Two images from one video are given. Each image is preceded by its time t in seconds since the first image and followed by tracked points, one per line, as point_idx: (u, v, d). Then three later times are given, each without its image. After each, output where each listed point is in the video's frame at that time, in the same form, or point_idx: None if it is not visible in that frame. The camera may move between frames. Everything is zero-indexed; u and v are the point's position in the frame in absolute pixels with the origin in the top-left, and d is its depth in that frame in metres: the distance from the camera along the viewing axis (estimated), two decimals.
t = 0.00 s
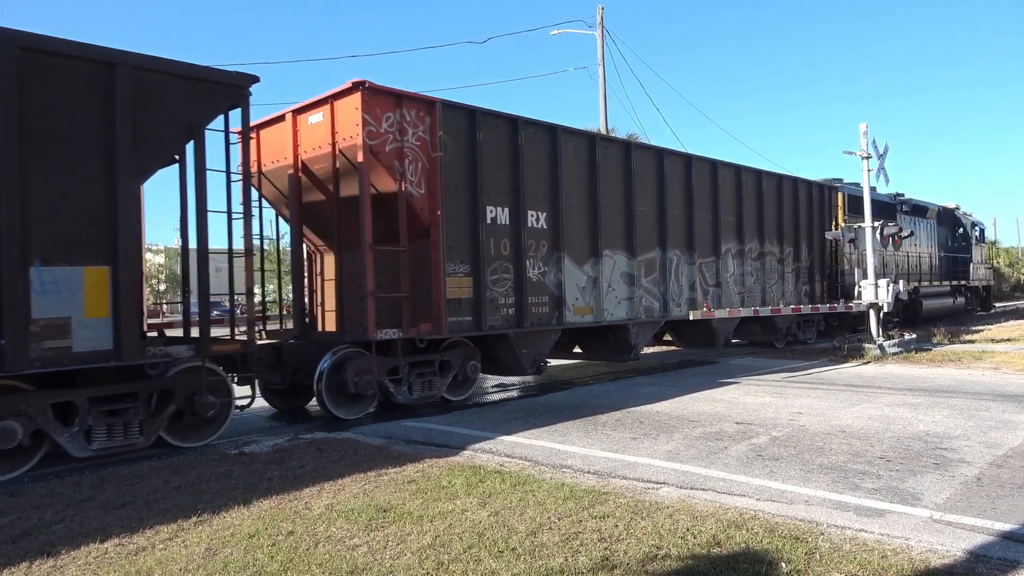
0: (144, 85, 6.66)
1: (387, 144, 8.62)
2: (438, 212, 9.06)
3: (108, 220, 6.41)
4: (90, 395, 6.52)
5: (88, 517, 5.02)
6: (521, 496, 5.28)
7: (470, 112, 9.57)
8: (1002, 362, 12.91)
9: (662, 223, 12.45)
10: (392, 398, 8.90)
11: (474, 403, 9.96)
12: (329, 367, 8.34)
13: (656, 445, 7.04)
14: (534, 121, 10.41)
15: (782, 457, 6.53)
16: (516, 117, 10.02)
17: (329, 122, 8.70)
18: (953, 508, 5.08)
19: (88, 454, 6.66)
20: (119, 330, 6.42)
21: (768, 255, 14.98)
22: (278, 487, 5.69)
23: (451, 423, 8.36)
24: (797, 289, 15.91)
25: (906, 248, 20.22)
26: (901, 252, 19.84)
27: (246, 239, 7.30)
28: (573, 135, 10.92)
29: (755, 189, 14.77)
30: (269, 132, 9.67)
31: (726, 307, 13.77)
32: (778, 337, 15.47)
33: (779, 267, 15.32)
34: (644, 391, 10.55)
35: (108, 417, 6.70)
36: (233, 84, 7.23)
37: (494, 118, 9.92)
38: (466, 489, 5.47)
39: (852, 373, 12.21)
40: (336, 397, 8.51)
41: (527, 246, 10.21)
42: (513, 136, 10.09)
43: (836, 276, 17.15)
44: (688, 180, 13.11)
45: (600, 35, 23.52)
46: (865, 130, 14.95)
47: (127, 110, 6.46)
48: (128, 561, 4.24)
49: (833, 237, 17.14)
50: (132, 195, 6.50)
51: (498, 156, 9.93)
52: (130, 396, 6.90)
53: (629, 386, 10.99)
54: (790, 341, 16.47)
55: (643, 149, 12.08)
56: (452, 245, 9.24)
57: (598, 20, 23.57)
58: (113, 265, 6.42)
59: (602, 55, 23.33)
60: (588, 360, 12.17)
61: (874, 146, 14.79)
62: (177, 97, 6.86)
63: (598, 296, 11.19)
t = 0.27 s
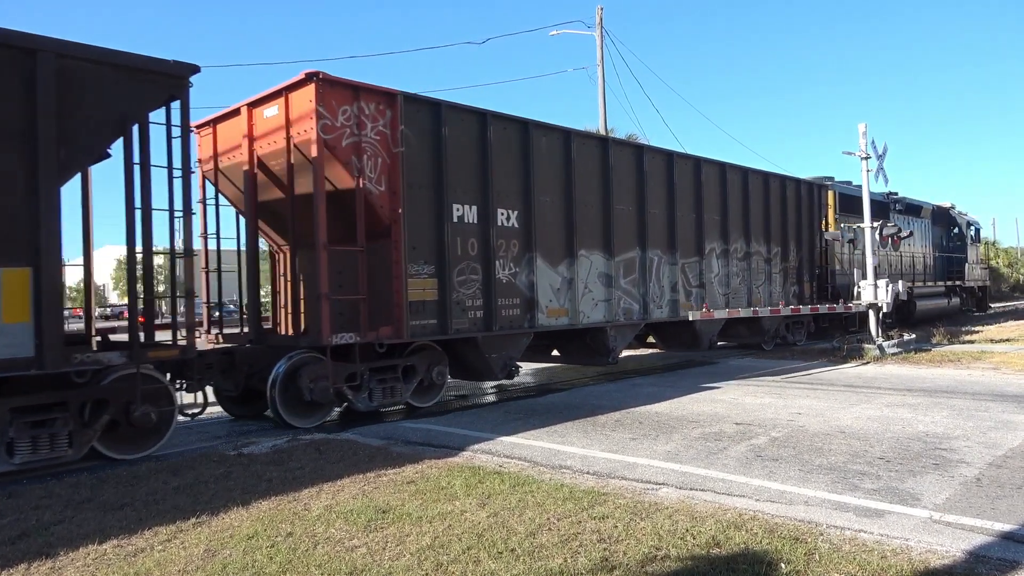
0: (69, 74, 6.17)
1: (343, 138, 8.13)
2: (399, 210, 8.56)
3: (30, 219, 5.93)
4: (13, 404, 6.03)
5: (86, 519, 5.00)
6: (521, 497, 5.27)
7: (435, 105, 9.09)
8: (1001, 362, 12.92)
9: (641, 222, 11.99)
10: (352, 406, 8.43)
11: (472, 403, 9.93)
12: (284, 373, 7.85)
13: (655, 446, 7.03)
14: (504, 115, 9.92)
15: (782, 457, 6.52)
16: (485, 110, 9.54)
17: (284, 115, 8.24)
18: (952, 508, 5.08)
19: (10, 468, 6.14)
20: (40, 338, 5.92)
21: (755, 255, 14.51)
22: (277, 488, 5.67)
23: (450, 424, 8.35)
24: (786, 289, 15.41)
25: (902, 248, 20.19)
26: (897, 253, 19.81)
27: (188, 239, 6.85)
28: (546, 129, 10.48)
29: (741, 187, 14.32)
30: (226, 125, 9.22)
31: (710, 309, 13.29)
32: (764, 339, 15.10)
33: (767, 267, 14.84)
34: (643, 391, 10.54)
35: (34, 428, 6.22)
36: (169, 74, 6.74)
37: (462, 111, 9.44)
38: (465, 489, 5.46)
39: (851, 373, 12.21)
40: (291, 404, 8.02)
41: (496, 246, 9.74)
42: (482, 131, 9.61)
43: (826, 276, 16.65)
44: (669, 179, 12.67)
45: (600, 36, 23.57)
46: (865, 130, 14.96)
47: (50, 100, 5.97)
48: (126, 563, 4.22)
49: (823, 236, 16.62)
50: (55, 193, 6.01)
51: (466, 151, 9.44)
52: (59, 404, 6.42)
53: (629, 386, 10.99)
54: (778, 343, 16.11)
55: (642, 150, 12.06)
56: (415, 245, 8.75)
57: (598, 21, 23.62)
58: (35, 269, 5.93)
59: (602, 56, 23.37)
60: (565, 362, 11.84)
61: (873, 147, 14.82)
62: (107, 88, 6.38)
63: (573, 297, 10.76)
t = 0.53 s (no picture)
0: None
1: (296, 132, 7.71)
2: (357, 207, 8.12)
3: None
4: None
5: (85, 520, 5.00)
6: (521, 497, 5.27)
7: (398, 99, 8.69)
8: (1002, 362, 12.91)
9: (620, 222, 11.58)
10: (308, 413, 8.03)
11: (471, 404, 9.93)
12: (234, 379, 7.45)
13: (655, 446, 7.03)
14: (473, 111, 9.53)
15: (782, 458, 6.52)
16: (452, 104, 9.14)
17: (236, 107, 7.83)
18: (952, 508, 5.08)
19: None
20: None
21: (741, 255, 14.10)
22: (276, 489, 5.67)
23: (449, 424, 8.34)
24: (774, 290, 14.99)
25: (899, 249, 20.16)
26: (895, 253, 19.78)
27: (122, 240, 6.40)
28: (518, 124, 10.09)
29: (726, 186, 13.92)
30: (181, 120, 8.82)
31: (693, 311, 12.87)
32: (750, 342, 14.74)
33: (753, 268, 14.43)
34: (643, 391, 10.54)
35: None
36: (96, 61, 6.18)
37: (427, 106, 9.04)
38: (465, 490, 5.46)
39: (851, 373, 12.22)
40: (242, 411, 7.62)
41: (464, 246, 9.33)
42: (449, 126, 9.21)
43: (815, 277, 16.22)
44: (649, 177, 12.27)
45: (600, 37, 23.58)
46: (865, 130, 14.96)
47: None
48: (126, 564, 4.22)
49: (811, 236, 16.18)
50: None
51: (432, 148, 9.04)
52: None
53: (628, 387, 10.98)
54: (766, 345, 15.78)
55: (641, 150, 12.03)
56: (376, 244, 8.32)
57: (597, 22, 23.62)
58: None
59: (602, 56, 23.36)
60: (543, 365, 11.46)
61: (873, 147, 14.82)
62: (32, 76, 5.87)
63: (546, 299, 10.37)
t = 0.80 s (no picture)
0: None
1: (243, 125, 7.25)
2: (311, 205, 7.65)
3: None
4: None
5: (86, 520, 5.00)
6: (521, 498, 5.27)
7: (358, 90, 8.20)
8: (1001, 364, 12.92)
9: (599, 221, 11.05)
10: (260, 420, 7.60)
11: (472, 404, 9.98)
12: (179, 387, 7.03)
13: (655, 447, 7.03)
14: (440, 104, 9.02)
15: (782, 459, 6.53)
16: (416, 97, 8.64)
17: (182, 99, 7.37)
18: (953, 510, 5.08)
19: None
20: None
21: (728, 256, 13.53)
22: (276, 489, 5.67)
23: (449, 425, 8.33)
24: (762, 291, 14.42)
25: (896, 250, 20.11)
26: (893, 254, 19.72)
27: (48, 237, 6.08)
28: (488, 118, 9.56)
29: (714, 184, 13.37)
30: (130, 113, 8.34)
31: (676, 314, 12.34)
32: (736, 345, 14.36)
33: (740, 269, 13.85)
34: (643, 392, 10.54)
35: None
36: (23, 48, 6.06)
37: (390, 99, 8.54)
38: (465, 491, 5.46)
39: (851, 374, 12.23)
40: (187, 420, 7.18)
41: (430, 246, 8.83)
42: (413, 119, 8.71)
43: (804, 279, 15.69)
44: (631, 175, 11.73)
45: (601, 37, 23.57)
46: (865, 132, 14.96)
47: None
48: (126, 564, 4.22)
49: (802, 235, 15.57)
50: None
51: (394, 142, 8.54)
52: None
53: (628, 388, 10.98)
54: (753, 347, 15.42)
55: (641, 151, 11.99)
56: (332, 244, 7.85)
57: (597, 23, 23.62)
58: None
59: (602, 56, 23.35)
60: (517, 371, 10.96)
61: (873, 148, 14.82)
62: None
63: (519, 301, 9.87)
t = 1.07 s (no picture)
0: None
1: (185, 116, 6.70)
2: (260, 201, 7.08)
3: None
4: None
5: (86, 520, 5.01)
6: (520, 499, 5.27)
7: (313, 79, 7.58)
8: (1001, 366, 12.92)
9: (577, 220, 10.46)
10: (206, 428, 7.14)
11: (473, 404, 10.04)
12: (118, 394, 6.56)
13: (655, 448, 7.03)
14: (404, 96, 8.40)
15: (783, 460, 6.53)
16: (377, 87, 8.03)
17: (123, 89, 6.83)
18: (952, 511, 5.08)
19: None
20: None
21: (713, 257, 13.02)
22: (276, 490, 5.67)
23: (449, 426, 8.32)
24: (750, 293, 13.94)
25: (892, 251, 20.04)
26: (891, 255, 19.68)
27: None
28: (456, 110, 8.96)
29: (699, 182, 12.84)
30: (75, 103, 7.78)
31: (657, 317, 11.80)
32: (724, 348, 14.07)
33: (726, 270, 13.34)
34: (643, 393, 10.54)
35: None
36: None
37: (349, 89, 7.93)
38: (465, 492, 5.46)
39: (852, 376, 12.22)
40: (127, 428, 6.71)
41: (392, 244, 8.22)
42: (374, 111, 8.09)
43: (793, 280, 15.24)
44: (610, 173, 11.12)
45: (602, 38, 23.54)
46: (865, 132, 14.95)
47: None
48: (126, 564, 4.23)
49: (790, 235, 15.11)
50: None
51: (353, 134, 7.91)
52: None
53: (628, 389, 10.97)
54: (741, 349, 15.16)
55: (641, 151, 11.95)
56: (285, 244, 7.28)
57: (598, 24, 23.60)
58: None
59: (603, 56, 23.33)
60: (492, 375, 10.39)
61: (874, 149, 14.80)
62: None
63: (490, 304, 9.28)
